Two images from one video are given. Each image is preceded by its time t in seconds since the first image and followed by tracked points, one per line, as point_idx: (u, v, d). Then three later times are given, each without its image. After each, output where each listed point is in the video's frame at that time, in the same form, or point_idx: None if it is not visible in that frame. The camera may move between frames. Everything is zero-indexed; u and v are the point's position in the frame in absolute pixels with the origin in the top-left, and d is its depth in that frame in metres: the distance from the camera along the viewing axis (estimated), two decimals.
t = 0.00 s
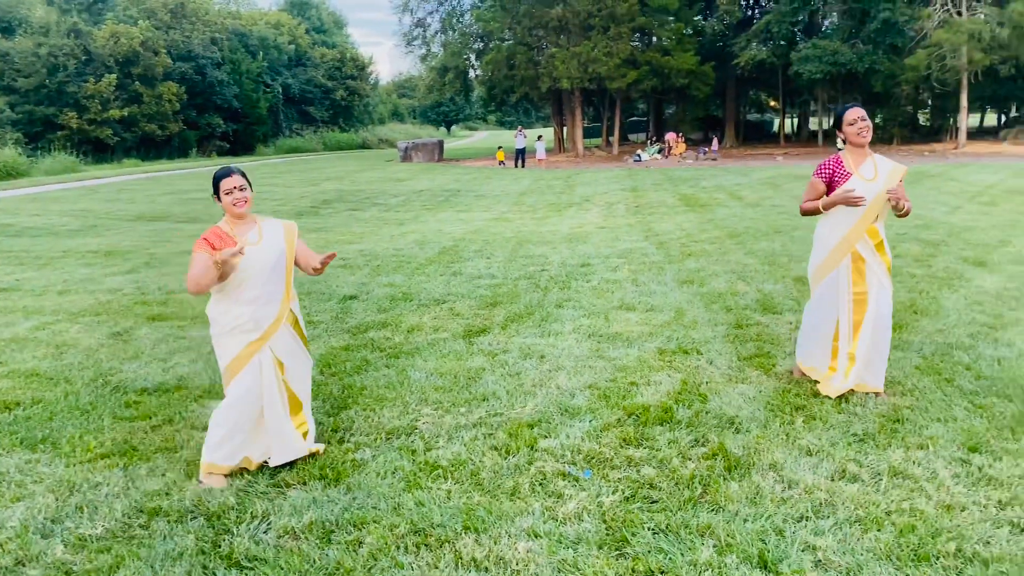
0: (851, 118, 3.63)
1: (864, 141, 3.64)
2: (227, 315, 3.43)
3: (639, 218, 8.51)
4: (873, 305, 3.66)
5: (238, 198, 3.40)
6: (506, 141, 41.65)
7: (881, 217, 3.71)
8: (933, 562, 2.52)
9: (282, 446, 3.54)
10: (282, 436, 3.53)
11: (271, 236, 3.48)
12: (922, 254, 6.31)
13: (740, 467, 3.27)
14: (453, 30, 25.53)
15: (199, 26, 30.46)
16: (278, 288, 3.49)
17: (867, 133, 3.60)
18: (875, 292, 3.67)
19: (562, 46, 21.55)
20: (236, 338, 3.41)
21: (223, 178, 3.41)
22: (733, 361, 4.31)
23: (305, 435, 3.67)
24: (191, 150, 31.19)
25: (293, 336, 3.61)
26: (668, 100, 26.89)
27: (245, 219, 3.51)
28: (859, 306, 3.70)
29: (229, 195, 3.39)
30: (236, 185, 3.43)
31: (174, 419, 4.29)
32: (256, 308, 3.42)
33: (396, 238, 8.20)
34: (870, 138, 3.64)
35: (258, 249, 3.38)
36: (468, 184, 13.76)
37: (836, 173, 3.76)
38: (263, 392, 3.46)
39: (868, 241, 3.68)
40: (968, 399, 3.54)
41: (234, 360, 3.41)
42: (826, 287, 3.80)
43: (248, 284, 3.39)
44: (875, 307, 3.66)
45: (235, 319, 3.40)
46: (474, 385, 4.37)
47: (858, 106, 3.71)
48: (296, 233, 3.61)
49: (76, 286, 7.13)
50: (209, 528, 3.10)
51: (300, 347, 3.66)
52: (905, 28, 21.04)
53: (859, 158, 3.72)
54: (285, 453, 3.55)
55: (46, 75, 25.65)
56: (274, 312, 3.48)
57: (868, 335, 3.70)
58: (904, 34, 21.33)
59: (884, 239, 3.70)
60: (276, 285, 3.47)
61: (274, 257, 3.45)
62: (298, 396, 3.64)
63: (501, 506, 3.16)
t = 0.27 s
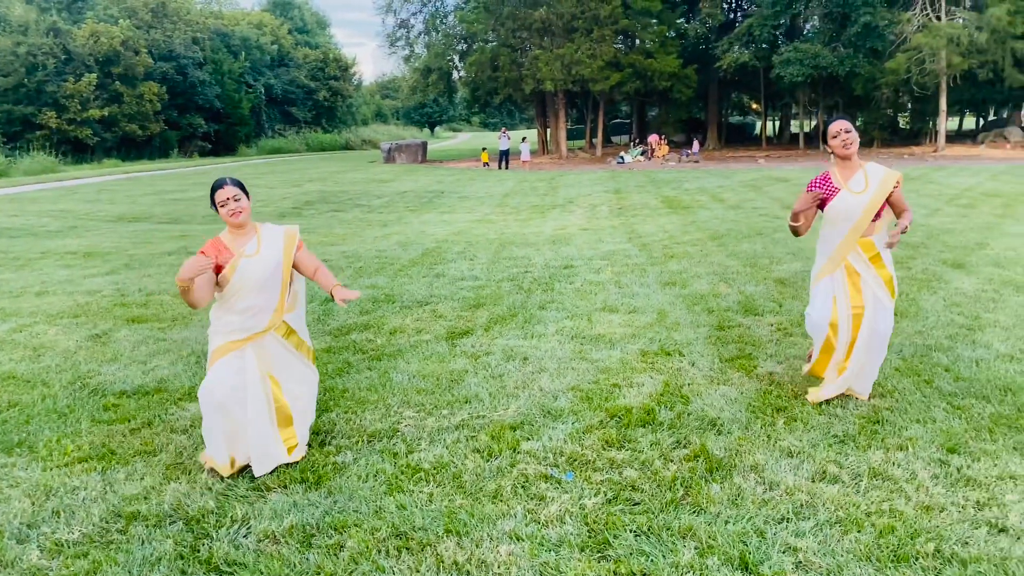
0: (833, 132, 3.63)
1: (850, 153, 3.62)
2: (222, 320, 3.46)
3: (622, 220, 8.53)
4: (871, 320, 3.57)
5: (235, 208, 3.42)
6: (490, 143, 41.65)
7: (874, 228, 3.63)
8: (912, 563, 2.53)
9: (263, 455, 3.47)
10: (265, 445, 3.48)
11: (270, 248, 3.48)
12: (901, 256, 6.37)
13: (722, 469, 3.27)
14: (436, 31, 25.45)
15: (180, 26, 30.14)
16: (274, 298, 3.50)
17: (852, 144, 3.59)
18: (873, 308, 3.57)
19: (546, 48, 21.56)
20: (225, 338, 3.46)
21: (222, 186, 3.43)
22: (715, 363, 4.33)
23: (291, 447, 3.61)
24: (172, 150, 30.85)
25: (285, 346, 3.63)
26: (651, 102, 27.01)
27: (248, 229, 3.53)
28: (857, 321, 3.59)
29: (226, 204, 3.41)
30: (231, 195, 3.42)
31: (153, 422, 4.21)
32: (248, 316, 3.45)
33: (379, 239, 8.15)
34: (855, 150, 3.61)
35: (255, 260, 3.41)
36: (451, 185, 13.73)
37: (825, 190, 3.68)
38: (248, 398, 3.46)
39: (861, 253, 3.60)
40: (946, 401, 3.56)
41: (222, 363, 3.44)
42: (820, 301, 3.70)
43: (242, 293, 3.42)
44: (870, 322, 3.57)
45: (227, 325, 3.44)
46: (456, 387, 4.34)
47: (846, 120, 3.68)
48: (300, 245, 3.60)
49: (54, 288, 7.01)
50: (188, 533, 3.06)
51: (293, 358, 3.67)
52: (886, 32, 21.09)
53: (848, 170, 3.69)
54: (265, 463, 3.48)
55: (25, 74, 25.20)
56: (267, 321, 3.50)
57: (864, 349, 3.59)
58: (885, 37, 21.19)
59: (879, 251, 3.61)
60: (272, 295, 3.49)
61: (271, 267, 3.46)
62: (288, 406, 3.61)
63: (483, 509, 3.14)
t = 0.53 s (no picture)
0: (804, 143, 3.54)
1: (820, 164, 3.53)
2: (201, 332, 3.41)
3: (611, 222, 8.52)
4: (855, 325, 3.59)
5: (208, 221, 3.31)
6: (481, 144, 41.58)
7: (858, 235, 3.60)
8: (897, 564, 2.53)
9: (248, 464, 3.44)
10: (249, 453, 3.45)
11: (247, 260, 3.39)
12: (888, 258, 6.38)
13: (709, 471, 3.26)
14: (426, 33, 25.40)
15: (169, 26, 29.96)
16: (253, 309, 3.43)
17: (821, 156, 3.50)
18: (857, 313, 3.59)
19: (535, 50, 21.56)
20: (207, 346, 3.42)
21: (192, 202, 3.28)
22: (703, 365, 4.32)
23: (277, 454, 3.57)
24: (160, 152, 30.66)
25: (268, 355, 3.58)
26: (640, 104, 27.06)
27: (225, 241, 3.43)
28: (842, 328, 3.59)
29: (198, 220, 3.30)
30: (204, 209, 3.30)
31: (138, 424, 4.16)
32: (228, 329, 3.40)
33: (367, 241, 8.10)
34: (825, 160, 3.53)
35: (230, 274, 3.33)
36: (441, 187, 13.69)
37: (803, 205, 3.64)
38: (230, 408, 3.43)
39: (844, 259, 3.59)
40: (933, 402, 3.56)
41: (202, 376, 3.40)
42: (805, 310, 3.65)
43: (219, 307, 3.35)
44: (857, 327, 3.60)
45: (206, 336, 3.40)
46: (443, 389, 4.31)
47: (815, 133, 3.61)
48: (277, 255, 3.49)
49: (39, 289, 6.93)
50: (171, 537, 3.02)
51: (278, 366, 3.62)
52: (874, 35, 21.09)
53: (823, 180, 3.59)
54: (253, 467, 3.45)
55: (11, 74, 24.93)
56: (244, 333, 3.45)
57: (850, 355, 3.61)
58: (872, 41, 21.32)
59: (864, 257, 3.60)
60: (249, 307, 3.41)
61: (249, 279, 3.38)
62: (274, 414, 3.57)
63: (469, 512, 3.12)
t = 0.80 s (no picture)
0: (786, 142, 3.53)
1: (803, 163, 3.53)
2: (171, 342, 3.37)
3: (604, 224, 8.51)
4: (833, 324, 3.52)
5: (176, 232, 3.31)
6: (476, 146, 41.57)
7: (834, 236, 3.58)
8: (887, 568, 2.52)
9: (240, 466, 3.43)
10: (239, 454, 3.43)
11: (217, 267, 3.39)
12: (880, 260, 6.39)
13: (700, 474, 3.25)
14: (419, 35, 25.38)
15: (162, 28, 29.89)
16: (225, 314, 3.43)
17: (802, 154, 3.51)
18: (835, 314, 3.53)
19: (529, 52, 21.53)
20: (176, 359, 3.39)
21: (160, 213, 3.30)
22: (694, 367, 4.31)
23: (271, 453, 3.57)
24: (153, 154, 30.54)
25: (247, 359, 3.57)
26: (634, 106, 27.06)
27: (193, 251, 3.43)
28: (820, 328, 3.54)
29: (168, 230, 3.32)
30: (172, 221, 3.33)
31: (127, 428, 4.13)
32: (199, 337, 3.37)
33: (360, 243, 8.07)
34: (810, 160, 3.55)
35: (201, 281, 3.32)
36: (435, 189, 13.65)
37: (783, 203, 3.63)
38: (213, 413, 3.39)
39: (819, 258, 3.55)
40: (923, 405, 3.56)
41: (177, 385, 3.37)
42: (783, 310, 3.60)
43: (191, 314, 3.32)
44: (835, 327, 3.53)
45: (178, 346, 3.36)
46: (434, 392, 4.30)
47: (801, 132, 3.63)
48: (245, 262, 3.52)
49: (29, 291, 6.88)
50: (158, 542, 3.00)
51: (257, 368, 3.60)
52: (866, 38, 21.17)
53: (805, 179, 3.57)
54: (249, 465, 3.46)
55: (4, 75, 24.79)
56: (217, 339, 3.43)
57: (830, 354, 3.56)
58: (865, 43, 21.45)
59: (839, 257, 3.57)
60: (222, 312, 3.40)
61: (218, 287, 3.37)
62: (261, 414, 3.55)
63: (458, 516, 3.10)
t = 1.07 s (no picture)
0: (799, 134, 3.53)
1: (812, 157, 3.53)
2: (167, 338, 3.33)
3: (598, 226, 8.50)
4: (825, 322, 3.51)
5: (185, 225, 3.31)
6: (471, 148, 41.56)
7: (832, 233, 3.58)
8: (878, 573, 2.50)
9: (230, 469, 3.42)
10: (230, 454, 3.42)
11: (220, 265, 3.38)
12: (874, 263, 6.37)
13: (691, 478, 3.23)
14: (414, 37, 25.35)
15: (156, 30, 29.83)
16: (224, 312, 3.41)
17: (813, 149, 3.51)
18: (827, 314, 3.52)
19: (523, 54, 21.51)
20: (170, 358, 3.35)
21: (169, 207, 3.30)
22: (686, 370, 4.29)
23: (264, 456, 3.55)
24: (148, 156, 30.43)
25: (242, 359, 3.54)
26: (630, 108, 27.05)
27: (197, 248, 3.43)
28: (812, 326, 3.53)
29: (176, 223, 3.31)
30: (183, 215, 3.32)
31: (116, 433, 4.10)
32: (197, 333, 3.35)
33: (353, 246, 8.04)
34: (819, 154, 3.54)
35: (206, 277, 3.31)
36: (429, 191, 13.62)
37: (786, 193, 3.65)
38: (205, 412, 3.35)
39: (817, 256, 3.56)
40: (915, 407, 3.54)
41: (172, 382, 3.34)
42: (779, 307, 3.61)
43: (192, 308, 3.31)
44: (827, 326, 3.52)
45: (175, 341, 3.32)
46: (425, 396, 4.27)
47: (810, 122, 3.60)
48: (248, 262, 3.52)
49: (19, 295, 6.83)
50: (144, 549, 2.97)
51: (251, 369, 3.56)
52: (860, 40, 21.20)
53: (810, 175, 3.60)
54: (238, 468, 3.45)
55: None
56: (216, 337, 3.40)
57: (820, 354, 3.53)
58: (860, 46, 21.47)
59: (835, 256, 3.58)
60: (220, 311, 3.38)
61: (221, 284, 3.36)
62: (255, 416, 3.52)
63: (448, 521, 3.07)
